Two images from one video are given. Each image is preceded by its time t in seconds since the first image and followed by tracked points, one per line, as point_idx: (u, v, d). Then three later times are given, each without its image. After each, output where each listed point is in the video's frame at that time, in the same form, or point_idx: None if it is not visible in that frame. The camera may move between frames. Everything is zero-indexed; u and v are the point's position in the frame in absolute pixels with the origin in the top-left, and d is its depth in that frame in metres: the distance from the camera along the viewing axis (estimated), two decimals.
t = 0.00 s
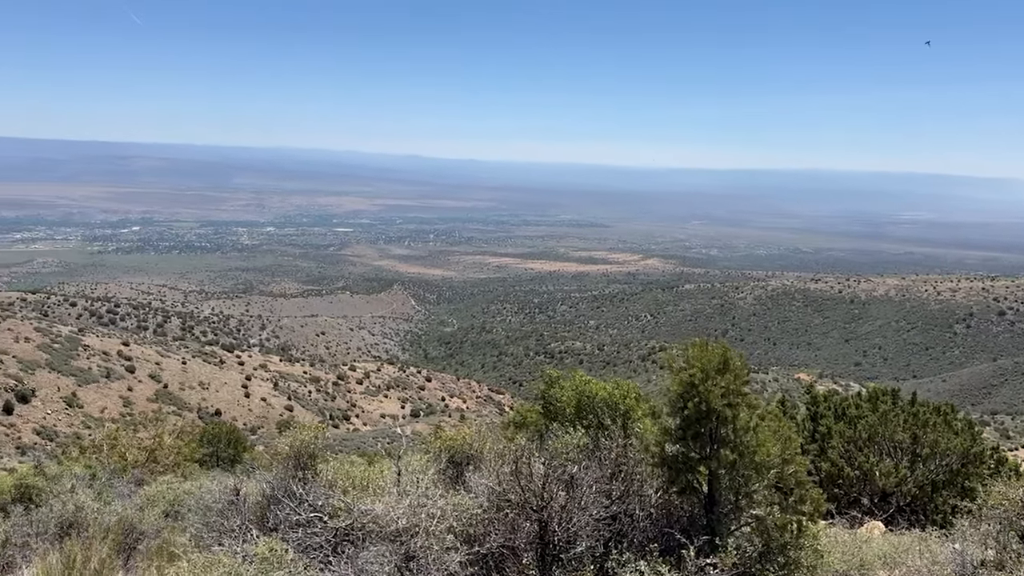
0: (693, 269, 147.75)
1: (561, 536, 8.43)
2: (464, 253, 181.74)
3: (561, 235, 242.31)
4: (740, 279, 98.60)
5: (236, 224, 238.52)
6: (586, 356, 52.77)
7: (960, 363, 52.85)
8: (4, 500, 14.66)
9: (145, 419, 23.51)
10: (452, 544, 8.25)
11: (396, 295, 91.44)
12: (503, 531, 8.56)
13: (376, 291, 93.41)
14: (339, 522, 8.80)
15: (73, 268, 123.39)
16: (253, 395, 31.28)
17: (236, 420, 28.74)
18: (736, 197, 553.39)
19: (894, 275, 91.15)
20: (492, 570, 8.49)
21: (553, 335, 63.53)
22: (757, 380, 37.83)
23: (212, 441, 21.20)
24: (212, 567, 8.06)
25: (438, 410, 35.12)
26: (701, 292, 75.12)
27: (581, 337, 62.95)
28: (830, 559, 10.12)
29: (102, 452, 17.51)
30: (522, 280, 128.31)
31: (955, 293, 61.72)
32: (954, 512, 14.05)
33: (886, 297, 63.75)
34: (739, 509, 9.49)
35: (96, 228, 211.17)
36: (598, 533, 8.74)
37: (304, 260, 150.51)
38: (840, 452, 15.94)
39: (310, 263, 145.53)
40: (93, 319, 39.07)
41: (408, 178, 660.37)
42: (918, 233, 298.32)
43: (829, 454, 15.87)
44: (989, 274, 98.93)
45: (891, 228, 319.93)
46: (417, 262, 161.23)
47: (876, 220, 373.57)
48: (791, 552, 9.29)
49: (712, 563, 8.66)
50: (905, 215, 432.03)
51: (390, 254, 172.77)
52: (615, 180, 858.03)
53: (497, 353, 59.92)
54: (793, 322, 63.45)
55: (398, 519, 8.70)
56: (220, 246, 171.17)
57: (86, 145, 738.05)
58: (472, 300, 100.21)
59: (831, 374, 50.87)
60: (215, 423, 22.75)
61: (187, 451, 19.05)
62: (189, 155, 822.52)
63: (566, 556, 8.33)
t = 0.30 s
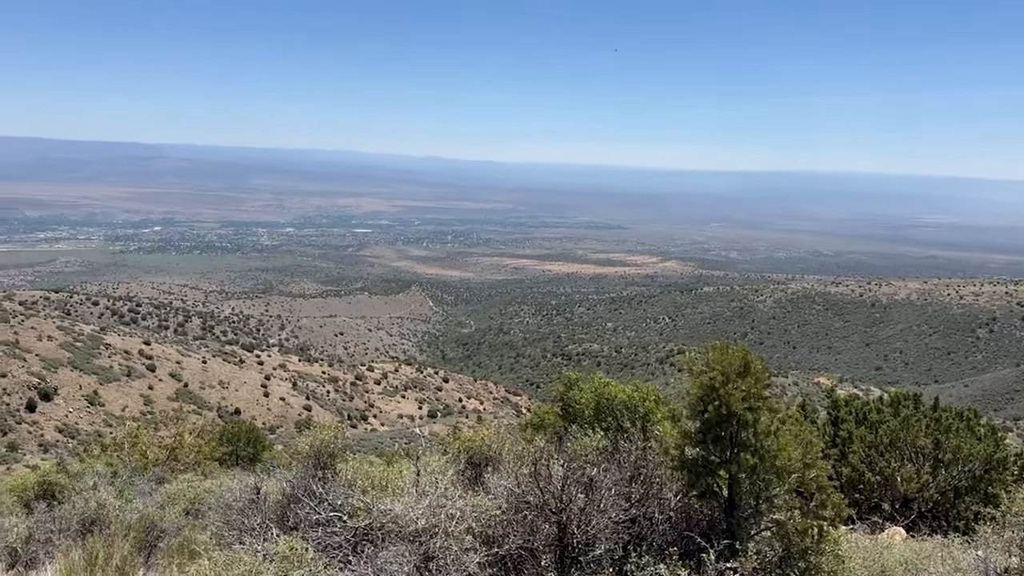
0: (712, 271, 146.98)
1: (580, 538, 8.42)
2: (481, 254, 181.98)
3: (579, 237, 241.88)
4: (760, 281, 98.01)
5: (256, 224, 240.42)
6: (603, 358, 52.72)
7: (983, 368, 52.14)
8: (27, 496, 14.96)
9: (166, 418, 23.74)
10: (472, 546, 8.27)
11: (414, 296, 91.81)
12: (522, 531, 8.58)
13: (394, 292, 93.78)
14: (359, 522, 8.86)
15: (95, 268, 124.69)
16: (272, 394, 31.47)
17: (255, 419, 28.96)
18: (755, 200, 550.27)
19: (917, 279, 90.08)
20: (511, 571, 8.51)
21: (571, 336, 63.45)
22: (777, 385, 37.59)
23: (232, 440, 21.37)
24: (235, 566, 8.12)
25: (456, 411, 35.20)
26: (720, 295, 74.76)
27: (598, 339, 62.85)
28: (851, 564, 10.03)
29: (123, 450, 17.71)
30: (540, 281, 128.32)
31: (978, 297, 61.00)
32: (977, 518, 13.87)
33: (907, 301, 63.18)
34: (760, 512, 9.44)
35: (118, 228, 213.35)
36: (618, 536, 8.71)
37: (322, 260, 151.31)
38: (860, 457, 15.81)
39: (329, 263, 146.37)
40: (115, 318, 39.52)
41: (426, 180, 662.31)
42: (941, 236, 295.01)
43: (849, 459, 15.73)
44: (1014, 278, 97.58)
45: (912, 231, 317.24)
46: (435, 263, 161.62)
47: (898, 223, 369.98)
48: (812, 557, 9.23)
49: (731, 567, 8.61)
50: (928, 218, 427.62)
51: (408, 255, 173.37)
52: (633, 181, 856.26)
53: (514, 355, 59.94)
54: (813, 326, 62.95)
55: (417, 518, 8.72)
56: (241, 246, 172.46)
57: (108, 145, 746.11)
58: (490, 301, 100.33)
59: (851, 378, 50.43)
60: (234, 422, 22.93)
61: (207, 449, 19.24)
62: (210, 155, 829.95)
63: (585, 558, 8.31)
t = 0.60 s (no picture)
0: (732, 273, 146.33)
1: (600, 541, 8.42)
2: (500, 255, 182.29)
3: (598, 238, 241.79)
4: (780, 283, 97.54)
5: (277, 224, 242.40)
6: (621, 359, 52.73)
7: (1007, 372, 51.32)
8: (52, 493, 15.17)
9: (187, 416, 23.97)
10: (489, 546, 8.26)
11: (432, 297, 92.17)
12: (543, 533, 8.60)
13: (413, 292, 94.21)
14: (379, 523, 8.93)
15: (118, 267, 125.96)
16: (292, 393, 31.65)
17: (275, 417, 29.12)
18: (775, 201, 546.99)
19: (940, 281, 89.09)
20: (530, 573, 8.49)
21: (589, 338, 63.45)
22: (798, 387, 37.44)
23: (253, 439, 21.54)
24: (255, 566, 8.16)
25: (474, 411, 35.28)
26: (740, 297, 74.43)
27: (617, 340, 62.69)
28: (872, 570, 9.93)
29: (145, 448, 17.89)
30: (558, 282, 128.38)
31: (1002, 300, 60.28)
32: (1003, 523, 13.67)
33: (930, 304, 62.67)
34: (780, 516, 9.40)
35: (140, 228, 215.43)
36: (638, 538, 8.68)
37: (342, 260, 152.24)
38: (882, 461, 15.69)
39: (349, 264, 147.19)
40: (137, 317, 39.97)
41: (445, 180, 663.55)
42: (966, 239, 291.78)
43: (871, 463, 15.63)
44: None
45: (936, 234, 314.12)
46: (454, 264, 162.13)
47: (921, 225, 366.30)
48: (833, 562, 9.15)
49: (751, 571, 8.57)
50: (953, 220, 422.54)
51: (427, 255, 174.10)
52: (652, 182, 854.63)
53: (532, 355, 60.06)
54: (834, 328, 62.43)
55: (436, 518, 8.72)
56: (262, 246, 173.59)
57: (130, 145, 753.83)
58: (508, 302, 100.42)
59: (872, 381, 49.96)
60: (253, 420, 23.07)
61: (228, 447, 19.41)
62: (231, 156, 837.10)
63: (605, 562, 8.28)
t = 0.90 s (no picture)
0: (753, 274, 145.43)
1: (621, 541, 8.40)
2: (520, 255, 182.42)
3: (618, 238, 241.29)
4: (802, 284, 96.80)
5: (299, 224, 244.03)
6: (641, 360, 52.52)
7: None
8: (77, 489, 15.34)
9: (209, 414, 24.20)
10: (511, 547, 8.24)
11: (452, 297, 92.34)
12: (563, 533, 8.57)
13: (433, 292, 94.52)
14: (400, 521, 8.97)
15: (143, 266, 127.28)
16: (312, 392, 31.84)
17: (296, 416, 29.30)
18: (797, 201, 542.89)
19: (967, 283, 87.90)
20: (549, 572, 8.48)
21: (609, 338, 63.29)
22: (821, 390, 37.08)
23: (274, 437, 21.70)
24: (278, 562, 8.22)
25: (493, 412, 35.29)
26: (761, 298, 73.90)
27: (637, 341, 62.49)
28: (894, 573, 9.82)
29: (169, 445, 18.07)
30: (578, 283, 128.26)
31: None
32: None
33: (955, 306, 61.85)
34: (803, 519, 9.33)
35: (164, 228, 217.62)
36: (659, 539, 8.64)
37: (363, 260, 152.97)
38: (906, 465, 15.53)
39: (369, 263, 147.86)
40: (161, 316, 40.38)
41: (464, 181, 665.13)
42: (992, 240, 287.95)
43: (894, 468, 15.44)
44: None
45: (961, 235, 310.58)
46: (474, 264, 162.45)
47: (946, 226, 362.15)
48: (856, 566, 9.08)
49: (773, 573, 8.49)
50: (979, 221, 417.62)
51: (448, 255, 174.55)
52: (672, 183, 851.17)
53: (551, 356, 59.99)
54: (857, 330, 61.88)
55: (458, 517, 8.74)
56: (284, 246, 174.77)
57: (154, 145, 762.28)
58: (528, 302, 100.38)
59: (895, 384, 49.40)
60: (274, 418, 23.24)
61: (250, 445, 19.58)
62: (253, 156, 843.62)
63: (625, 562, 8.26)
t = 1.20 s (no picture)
0: (778, 274, 144.37)
1: (645, 542, 8.34)
2: (542, 254, 182.46)
3: (641, 237, 240.60)
4: (828, 284, 95.96)
5: (322, 223, 245.81)
6: (664, 360, 52.30)
7: None
8: (104, 485, 15.53)
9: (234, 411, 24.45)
10: (535, 546, 8.22)
11: (475, 296, 92.52)
12: (586, 533, 8.52)
13: (456, 291, 94.83)
14: (424, 519, 9.01)
15: (169, 264, 128.56)
16: (336, 390, 32.05)
17: (319, 413, 29.51)
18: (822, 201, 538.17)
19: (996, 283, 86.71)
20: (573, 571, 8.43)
21: (631, 338, 63.13)
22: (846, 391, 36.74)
23: (299, 434, 21.87)
24: (304, 559, 8.23)
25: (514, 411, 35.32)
26: (786, 298, 73.28)
27: (659, 341, 62.26)
28: None
29: (196, 441, 18.26)
30: (600, 282, 128.05)
31: None
32: None
33: (984, 306, 60.87)
34: (829, 521, 9.23)
35: (189, 226, 219.79)
36: (683, 540, 8.58)
37: (386, 259, 153.74)
38: (933, 467, 15.35)
39: (392, 262, 148.61)
40: (187, 313, 40.78)
41: (486, 180, 666.38)
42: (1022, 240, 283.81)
43: (921, 470, 15.29)
44: None
45: (990, 235, 306.29)
46: (496, 263, 162.72)
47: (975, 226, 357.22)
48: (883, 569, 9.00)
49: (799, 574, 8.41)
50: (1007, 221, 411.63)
51: (470, 254, 174.97)
52: (694, 182, 847.35)
53: (573, 356, 59.90)
54: (884, 331, 61.20)
55: (481, 515, 8.74)
56: (308, 245, 175.82)
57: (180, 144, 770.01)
58: (550, 302, 100.32)
59: (922, 385, 48.74)
60: (298, 416, 23.44)
61: (274, 442, 19.76)
62: (277, 156, 850.57)
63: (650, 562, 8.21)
